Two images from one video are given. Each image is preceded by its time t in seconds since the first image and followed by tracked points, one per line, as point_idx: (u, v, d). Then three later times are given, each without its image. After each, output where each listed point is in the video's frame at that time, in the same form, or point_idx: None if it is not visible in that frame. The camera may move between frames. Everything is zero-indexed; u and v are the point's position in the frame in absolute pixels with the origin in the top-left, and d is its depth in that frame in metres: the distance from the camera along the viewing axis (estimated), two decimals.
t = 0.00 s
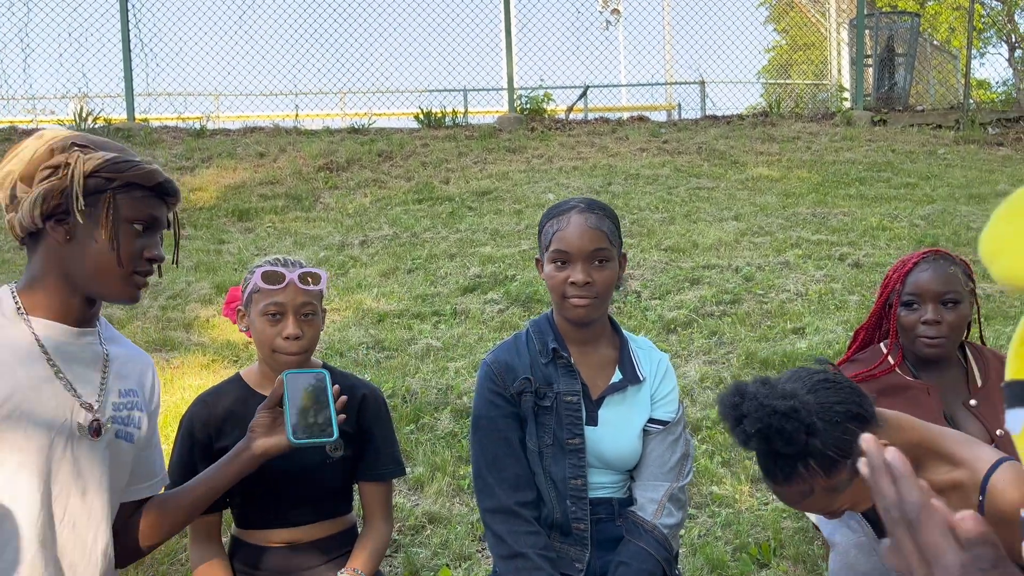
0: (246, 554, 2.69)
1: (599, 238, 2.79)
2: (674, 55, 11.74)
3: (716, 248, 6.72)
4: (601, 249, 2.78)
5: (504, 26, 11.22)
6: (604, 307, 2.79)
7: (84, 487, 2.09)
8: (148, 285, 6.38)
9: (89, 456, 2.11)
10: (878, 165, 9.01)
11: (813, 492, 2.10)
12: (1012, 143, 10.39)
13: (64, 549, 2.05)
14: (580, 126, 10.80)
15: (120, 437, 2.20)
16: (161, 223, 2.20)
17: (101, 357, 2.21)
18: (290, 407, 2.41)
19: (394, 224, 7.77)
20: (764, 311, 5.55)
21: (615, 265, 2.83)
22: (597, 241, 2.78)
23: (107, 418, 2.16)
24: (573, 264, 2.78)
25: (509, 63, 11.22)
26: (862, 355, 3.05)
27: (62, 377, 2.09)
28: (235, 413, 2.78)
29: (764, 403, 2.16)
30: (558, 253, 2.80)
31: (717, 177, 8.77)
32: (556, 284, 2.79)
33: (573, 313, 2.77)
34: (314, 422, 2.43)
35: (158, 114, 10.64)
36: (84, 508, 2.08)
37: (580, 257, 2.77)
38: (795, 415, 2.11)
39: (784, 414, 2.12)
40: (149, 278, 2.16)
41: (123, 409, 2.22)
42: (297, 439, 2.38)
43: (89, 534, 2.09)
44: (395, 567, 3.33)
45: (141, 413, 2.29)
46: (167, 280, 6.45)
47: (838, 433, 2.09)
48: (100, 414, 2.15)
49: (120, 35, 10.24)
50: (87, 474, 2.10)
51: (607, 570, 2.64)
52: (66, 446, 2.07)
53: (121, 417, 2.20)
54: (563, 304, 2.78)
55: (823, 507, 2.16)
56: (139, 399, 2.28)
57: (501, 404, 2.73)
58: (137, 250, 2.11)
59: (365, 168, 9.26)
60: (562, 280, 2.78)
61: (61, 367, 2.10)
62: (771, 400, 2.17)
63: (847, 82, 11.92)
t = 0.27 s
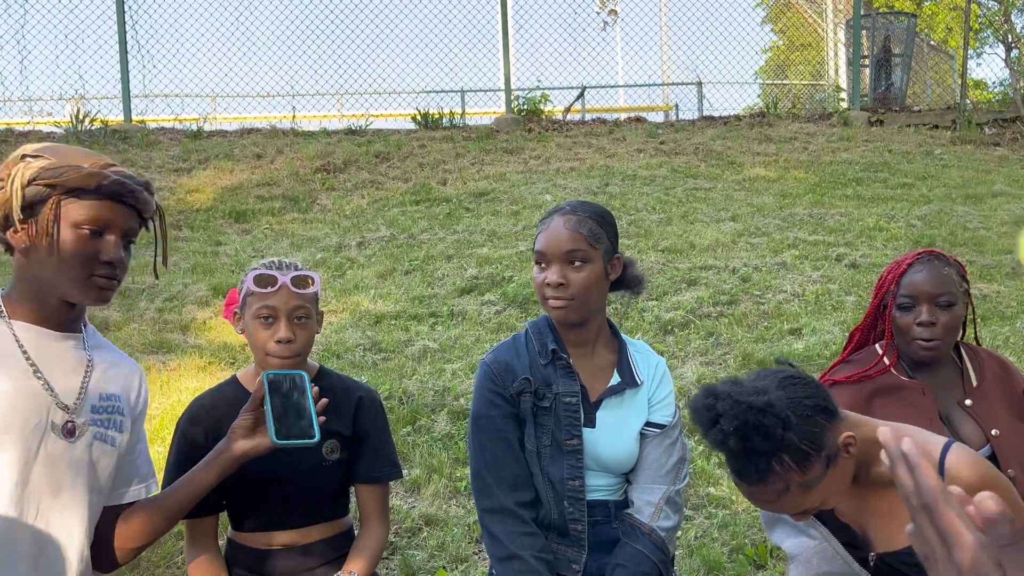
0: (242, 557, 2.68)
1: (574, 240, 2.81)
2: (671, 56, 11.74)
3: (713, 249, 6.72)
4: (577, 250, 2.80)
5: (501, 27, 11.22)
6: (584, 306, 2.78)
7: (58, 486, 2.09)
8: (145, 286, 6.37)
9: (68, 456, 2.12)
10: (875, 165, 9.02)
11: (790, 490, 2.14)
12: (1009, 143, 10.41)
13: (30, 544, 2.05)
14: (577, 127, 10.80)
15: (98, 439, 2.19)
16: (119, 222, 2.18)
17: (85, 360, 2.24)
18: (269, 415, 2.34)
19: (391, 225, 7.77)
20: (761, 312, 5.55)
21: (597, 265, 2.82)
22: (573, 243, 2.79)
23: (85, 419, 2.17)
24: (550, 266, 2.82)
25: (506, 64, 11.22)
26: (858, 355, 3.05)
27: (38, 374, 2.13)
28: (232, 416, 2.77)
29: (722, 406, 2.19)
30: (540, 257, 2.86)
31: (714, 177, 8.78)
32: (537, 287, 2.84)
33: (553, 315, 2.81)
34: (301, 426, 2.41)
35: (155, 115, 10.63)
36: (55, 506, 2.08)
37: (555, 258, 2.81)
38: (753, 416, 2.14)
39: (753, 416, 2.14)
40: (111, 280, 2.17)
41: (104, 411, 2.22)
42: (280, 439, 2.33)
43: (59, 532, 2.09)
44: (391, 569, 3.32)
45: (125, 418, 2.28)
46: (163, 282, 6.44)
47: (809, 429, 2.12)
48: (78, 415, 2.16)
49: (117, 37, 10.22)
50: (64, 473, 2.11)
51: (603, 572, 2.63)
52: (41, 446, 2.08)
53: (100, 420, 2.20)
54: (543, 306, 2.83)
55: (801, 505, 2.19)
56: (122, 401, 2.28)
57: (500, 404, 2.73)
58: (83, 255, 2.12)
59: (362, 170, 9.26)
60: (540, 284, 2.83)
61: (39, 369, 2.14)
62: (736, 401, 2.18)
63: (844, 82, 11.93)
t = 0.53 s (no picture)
0: (239, 558, 2.68)
1: (561, 240, 2.78)
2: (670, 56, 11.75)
3: (711, 249, 6.72)
4: (563, 251, 2.77)
5: (500, 27, 11.22)
6: (570, 307, 2.76)
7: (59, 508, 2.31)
8: (144, 287, 6.37)
9: (62, 482, 2.33)
10: (873, 165, 9.02)
11: (760, 407, 2.16)
12: (1008, 143, 10.41)
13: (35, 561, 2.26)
14: (576, 127, 10.80)
15: (96, 464, 2.39)
16: (76, 255, 2.37)
17: (83, 390, 2.45)
18: (250, 420, 2.40)
19: (390, 225, 7.77)
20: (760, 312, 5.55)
21: (586, 266, 2.78)
22: (557, 244, 2.77)
23: (79, 448, 2.37)
24: (537, 267, 2.81)
25: (505, 64, 11.22)
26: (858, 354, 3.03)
27: (33, 408, 2.36)
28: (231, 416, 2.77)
29: (788, 280, 2.21)
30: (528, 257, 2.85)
31: (713, 177, 8.78)
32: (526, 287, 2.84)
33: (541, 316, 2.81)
34: (282, 432, 2.44)
35: (154, 115, 10.63)
36: (56, 526, 2.29)
37: (542, 259, 2.79)
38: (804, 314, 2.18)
39: (803, 311, 2.18)
40: (74, 310, 2.36)
41: (102, 440, 2.42)
42: (260, 448, 2.40)
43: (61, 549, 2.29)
44: (390, 570, 3.32)
45: (126, 442, 2.47)
46: (162, 283, 6.44)
47: (823, 360, 2.15)
48: (74, 444, 2.37)
49: (116, 37, 10.22)
50: (56, 498, 2.31)
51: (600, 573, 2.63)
52: (35, 474, 2.31)
53: (97, 446, 2.41)
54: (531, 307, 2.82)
55: (761, 435, 2.19)
56: (121, 428, 2.46)
57: (498, 404, 2.73)
58: (44, 291, 2.34)
59: (361, 170, 9.26)
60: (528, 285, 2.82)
61: (36, 405, 2.37)
62: (809, 293, 2.21)
63: (843, 82, 11.93)
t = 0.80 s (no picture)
0: (242, 557, 2.68)
1: (560, 243, 2.76)
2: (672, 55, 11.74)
3: (713, 248, 6.72)
4: (561, 255, 2.75)
5: (501, 26, 11.22)
6: (570, 310, 2.75)
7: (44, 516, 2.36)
8: (145, 287, 6.36)
9: (45, 491, 2.38)
10: (875, 165, 9.01)
11: (828, 323, 2.22)
12: (1009, 142, 10.39)
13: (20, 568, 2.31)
14: (577, 126, 10.80)
15: (82, 474, 2.44)
16: (59, 275, 2.40)
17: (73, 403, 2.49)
18: (234, 431, 2.41)
19: (391, 225, 7.76)
20: (762, 312, 5.55)
21: (586, 268, 2.76)
22: (555, 247, 2.76)
23: (65, 458, 2.43)
24: (536, 270, 2.80)
25: (506, 63, 11.22)
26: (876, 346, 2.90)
27: (21, 421, 2.43)
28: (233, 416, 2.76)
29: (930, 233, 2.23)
30: (527, 260, 2.83)
31: (714, 177, 8.77)
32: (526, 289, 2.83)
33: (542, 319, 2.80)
34: (266, 446, 2.42)
35: (155, 115, 10.63)
36: (41, 533, 2.34)
37: (540, 262, 2.77)
38: (931, 259, 2.17)
39: (930, 257, 2.17)
40: (57, 328, 2.38)
41: (89, 451, 2.46)
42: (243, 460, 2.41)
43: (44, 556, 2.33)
44: (392, 570, 3.32)
45: (114, 454, 2.50)
46: (163, 283, 6.44)
47: (917, 312, 2.16)
48: (59, 456, 2.43)
49: (117, 36, 10.22)
50: (40, 506, 2.37)
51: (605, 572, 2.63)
52: (22, 482, 2.38)
53: (84, 457, 2.45)
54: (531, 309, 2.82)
55: (813, 355, 2.23)
56: (110, 441, 2.50)
57: (501, 404, 2.73)
58: (29, 310, 2.38)
59: (362, 170, 9.25)
60: (529, 287, 2.81)
61: (25, 416, 2.44)
62: (948, 250, 2.19)
63: (844, 82, 11.92)
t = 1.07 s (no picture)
0: (247, 554, 2.68)
1: (563, 241, 2.76)
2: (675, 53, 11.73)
3: (717, 246, 6.71)
4: (566, 252, 2.75)
5: (504, 24, 11.22)
6: (575, 307, 2.74)
7: (28, 508, 2.26)
8: (149, 285, 6.37)
9: (31, 484, 2.28)
10: (879, 162, 9.00)
11: (859, 306, 2.16)
12: (1013, 140, 10.37)
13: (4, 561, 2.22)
14: (580, 124, 10.79)
15: (70, 466, 2.33)
16: (26, 266, 2.29)
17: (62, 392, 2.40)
18: (233, 432, 2.34)
19: (395, 223, 7.76)
20: (766, 309, 5.54)
21: (591, 265, 2.76)
22: (558, 245, 2.75)
23: (53, 450, 2.33)
24: (542, 268, 2.80)
25: (509, 61, 11.21)
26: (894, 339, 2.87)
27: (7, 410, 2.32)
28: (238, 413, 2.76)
29: (955, 228, 2.30)
30: (531, 258, 2.84)
31: (718, 175, 8.76)
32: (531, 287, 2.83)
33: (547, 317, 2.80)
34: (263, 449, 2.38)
35: (158, 113, 10.64)
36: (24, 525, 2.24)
37: (545, 260, 2.77)
38: (961, 249, 2.22)
39: (961, 247, 2.22)
40: (25, 322, 2.27)
41: (77, 442, 2.36)
42: (237, 459, 2.35)
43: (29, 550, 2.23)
44: (396, 567, 3.32)
45: (105, 445, 2.39)
46: (167, 280, 6.45)
47: (950, 300, 2.16)
48: (46, 446, 2.33)
49: (121, 35, 10.23)
50: (26, 500, 2.26)
51: (611, 570, 2.62)
52: (9, 474, 2.28)
53: (72, 448, 2.34)
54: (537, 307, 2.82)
55: (840, 339, 2.17)
56: (98, 432, 2.39)
57: (507, 402, 2.73)
58: None
59: (365, 168, 9.25)
60: (533, 285, 2.81)
61: (12, 407, 2.33)
62: (978, 243, 2.24)
63: (847, 79, 11.90)
